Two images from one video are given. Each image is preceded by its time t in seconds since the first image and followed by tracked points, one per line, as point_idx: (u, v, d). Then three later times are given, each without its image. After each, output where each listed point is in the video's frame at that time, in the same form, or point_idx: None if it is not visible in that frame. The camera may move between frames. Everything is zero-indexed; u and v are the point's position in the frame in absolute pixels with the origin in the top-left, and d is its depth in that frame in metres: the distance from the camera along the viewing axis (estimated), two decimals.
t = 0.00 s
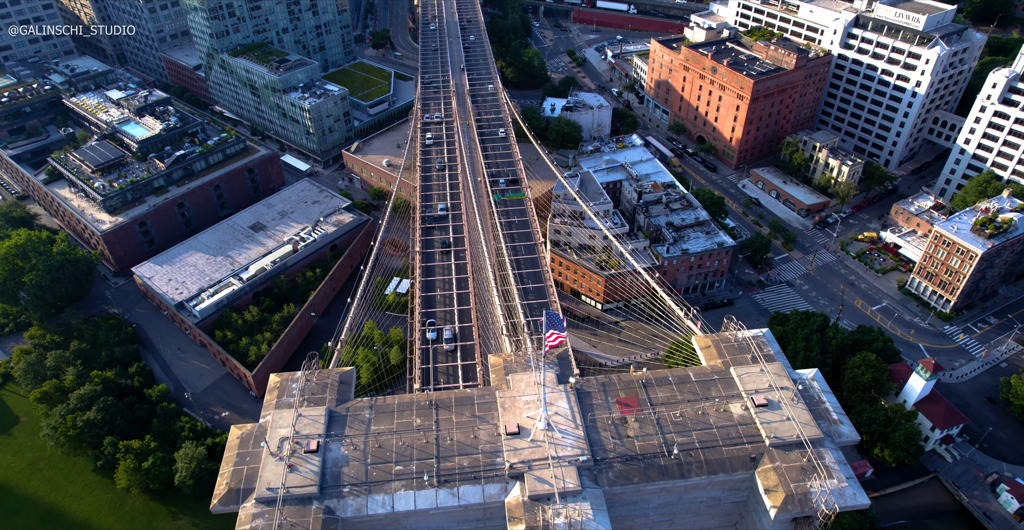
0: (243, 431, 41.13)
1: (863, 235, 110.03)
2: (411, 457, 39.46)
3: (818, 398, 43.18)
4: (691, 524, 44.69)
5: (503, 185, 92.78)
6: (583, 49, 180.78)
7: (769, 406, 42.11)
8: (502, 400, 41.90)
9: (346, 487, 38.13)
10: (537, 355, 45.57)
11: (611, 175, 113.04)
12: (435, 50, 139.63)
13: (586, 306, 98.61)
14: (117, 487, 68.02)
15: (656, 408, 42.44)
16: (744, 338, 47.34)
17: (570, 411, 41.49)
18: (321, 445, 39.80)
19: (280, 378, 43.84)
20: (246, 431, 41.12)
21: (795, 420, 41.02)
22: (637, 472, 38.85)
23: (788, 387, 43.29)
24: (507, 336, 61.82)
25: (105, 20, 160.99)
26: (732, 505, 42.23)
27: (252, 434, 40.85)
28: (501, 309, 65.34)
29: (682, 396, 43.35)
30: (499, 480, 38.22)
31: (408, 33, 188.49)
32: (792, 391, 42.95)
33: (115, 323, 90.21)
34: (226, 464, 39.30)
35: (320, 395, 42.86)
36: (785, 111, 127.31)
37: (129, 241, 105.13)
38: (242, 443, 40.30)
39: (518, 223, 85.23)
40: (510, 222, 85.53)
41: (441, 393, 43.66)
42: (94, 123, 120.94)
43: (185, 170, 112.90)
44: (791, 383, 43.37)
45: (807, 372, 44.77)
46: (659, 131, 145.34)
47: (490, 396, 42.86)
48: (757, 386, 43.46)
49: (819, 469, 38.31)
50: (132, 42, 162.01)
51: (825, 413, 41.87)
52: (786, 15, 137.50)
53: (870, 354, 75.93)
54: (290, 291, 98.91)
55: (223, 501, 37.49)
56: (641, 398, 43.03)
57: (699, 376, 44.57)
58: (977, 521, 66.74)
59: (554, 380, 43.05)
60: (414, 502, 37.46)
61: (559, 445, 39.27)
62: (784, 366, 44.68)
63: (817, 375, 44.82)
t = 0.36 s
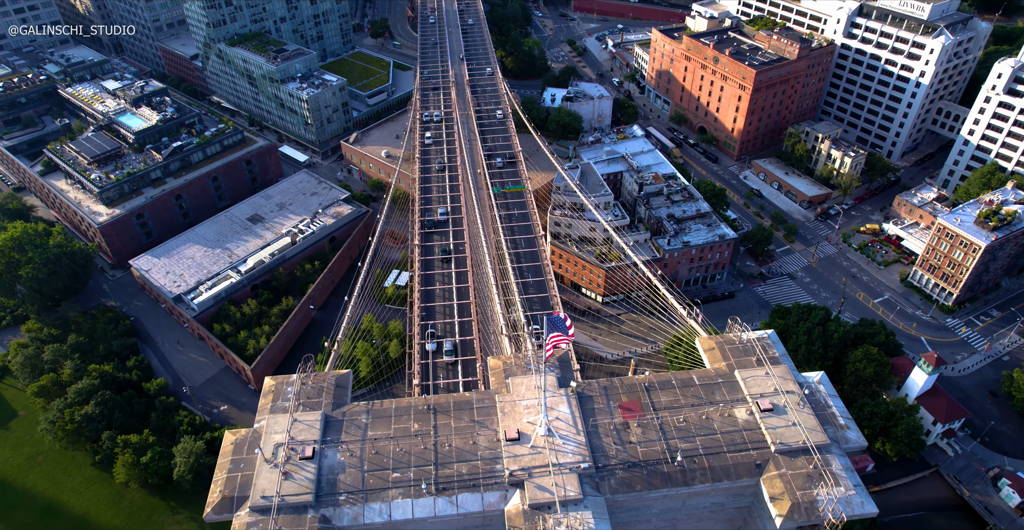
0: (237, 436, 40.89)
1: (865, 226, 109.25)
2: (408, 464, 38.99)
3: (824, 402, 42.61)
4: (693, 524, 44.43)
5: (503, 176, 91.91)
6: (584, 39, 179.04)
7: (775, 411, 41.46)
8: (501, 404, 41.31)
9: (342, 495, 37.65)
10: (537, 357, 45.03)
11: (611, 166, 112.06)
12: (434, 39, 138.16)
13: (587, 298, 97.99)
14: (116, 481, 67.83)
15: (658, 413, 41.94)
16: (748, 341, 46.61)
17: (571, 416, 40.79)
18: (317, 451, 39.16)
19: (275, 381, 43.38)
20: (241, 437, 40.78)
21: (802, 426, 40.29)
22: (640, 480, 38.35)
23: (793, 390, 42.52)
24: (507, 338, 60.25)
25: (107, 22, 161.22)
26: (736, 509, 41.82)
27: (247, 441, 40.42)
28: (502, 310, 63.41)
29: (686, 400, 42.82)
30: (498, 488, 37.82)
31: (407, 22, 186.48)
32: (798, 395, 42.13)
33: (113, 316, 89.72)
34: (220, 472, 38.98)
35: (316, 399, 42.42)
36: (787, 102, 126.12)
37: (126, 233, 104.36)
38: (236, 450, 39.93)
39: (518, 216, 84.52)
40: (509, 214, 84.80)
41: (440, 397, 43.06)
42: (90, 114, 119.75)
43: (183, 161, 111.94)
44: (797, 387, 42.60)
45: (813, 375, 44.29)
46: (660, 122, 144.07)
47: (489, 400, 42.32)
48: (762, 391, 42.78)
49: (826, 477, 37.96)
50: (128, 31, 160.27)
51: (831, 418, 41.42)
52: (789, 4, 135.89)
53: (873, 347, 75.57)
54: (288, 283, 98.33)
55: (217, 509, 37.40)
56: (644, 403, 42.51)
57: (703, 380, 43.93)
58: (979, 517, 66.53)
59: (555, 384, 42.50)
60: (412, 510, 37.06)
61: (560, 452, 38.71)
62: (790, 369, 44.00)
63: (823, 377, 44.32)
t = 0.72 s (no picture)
0: (231, 442, 40.20)
1: (867, 219, 108.50)
2: (406, 472, 38.59)
3: (831, 407, 42.29)
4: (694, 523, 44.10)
5: (503, 168, 91.03)
6: (584, 28, 177.25)
7: (780, 417, 41.18)
8: (501, 410, 40.87)
9: (338, 504, 37.25)
10: (538, 361, 44.42)
11: (612, 157, 111.10)
12: (433, 29, 136.51)
13: (587, 291, 97.39)
14: (114, 476, 67.56)
15: (661, 419, 41.44)
16: (753, 344, 46.09)
17: (572, 422, 40.50)
18: (313, 459, 38.92)
19: (270, 385, 42.91)
20: (234, 443, 40.16)
21: (807, 432, 39.98)
22: (642, 488, 37.86)
23: (799, 395, 42.22)
24: (506, 339, 58.83)
25: (103, 14, 159.99)
26: (740, 516, 41.36)
27: (241, 447, 39.88)
28: (501, 311, 61.90)
29: (689, 406, 42.32)
30: (498, 497, 37.35)
31: (406, 11, 184.59)
32: (804, 401, 41.82)
33: (111, 309, 89.25)
34: (212, 480, 38.36)
35: (313, 404, 41.96)
36: (789, 92, 124.90)
37: (124, 225, 103.58)
38: (229, 457, 39.43)
39: (518, 209, 83.77)
40: (510, 207, 84.05)
41: (437, 402, 42.62)
42: (86, 104, 118.53)
43: (180, 152, 110.98)
44: (803, 392, 42.22)
45: (819, 379, 43.99)
46: (661, 112, 142.80)
47: (489, 406, 41.71)
48: (768, 395, 42.40)
49: (832, 486, 37.67)
50: (124, 20, 158.50)
51: (838, 424, 41.10)
52: None
53: (874, 340, 75.27)
54: (287, 276, 97.82)
55: (210, 519, 36.52)
56: (646, 408, 41.96)
57: (707, 385, 43.51)
58: (981, 511, 66.26)
59: (557, 388, 42.00)
60: (409, 519, 36.67)
61: (561, 459, 38.34)
62: (795, 372, 43.63)
63: (829, 381, 44.00)
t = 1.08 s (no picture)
0: (225, 449, 39.54)
1: (869, 210, 107.77)
2: (403, 481, 37.78)
3: (837, 413, 41.11)
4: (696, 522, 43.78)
5: (502, 161, 90.14)
6: (585, 17, 175.42)
7: (785, 423, 40.26)
8: (500, 417, 40.06)
9: (333, 513, 36.36)
10: (540, 367, 43.90)
11: (613, 149, 110.09)
12: (432, 19, 134.89)
13: (587, 284, 97.05)
14: (113, 471, 67.28)
15: (664, 426, 40.72)
16: (758, 348, 45.50)
17: (573, 429, 39.61)
18: (308, 467, 38.01)
19: (264, 390, 42.17)
20: (228, 450, 39.48)
21: (813, 440, 39.02)
22: (646, 497, 37.13)
23: (805, 401, 41.25)
24: (506, 342, 57.04)
25: (99, 3, 158.19)
26: (744, 523, 40.60)
27: (234, 455, 39.15)
28: (501, 325, 59.03)
29: (693, 412, 41.53)
30: (497, 506, 36.55)
31: None
32: (811, 407, 40.78)
33: (108, 302, 88.74)
34: (206, 488, 37.61)
35: (307, 409, 41.21)
36: (792, 83, 123.66)
37: (120, 218, 102.78)
38: (223, 465, 38.70)
39: (518, 202, 82.98)
40: (509, 200, 83.30)
41: (435, 408, 41.90)
42: (81, 95, 117.30)
43: (177, 144, 109.90)
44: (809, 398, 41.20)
45: (825, 384, 42.79)
46: (662, 102, 141.54)
47: (488, 411, 41.01)
48: (773, 401, 41.57)
49: (839, 495, 36.67)
50: (119, 9, 156.72)
51: (845, 430, 39.95)
52: None
53: (876, 334, 74.93)
54: (285, 269, 97.28)
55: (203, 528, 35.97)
56: (649, 414, 41.29)
57: (711, 390, 42.72)
58: (981, 506, 66.13)
59: (558, 394, 41.28)
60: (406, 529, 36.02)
61: (562, 468, 37.40)
62: (801, 377, 42.75)
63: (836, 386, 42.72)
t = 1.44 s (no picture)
0: (219, 458, 38.73)
1: (872, 203, 107.02)
2: (401, 493, 37.06)
3: (844, 420, 40.29)
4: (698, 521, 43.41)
5: (502, 153, 89.20)
6: (586, 6, 173.64)
7: (791, 431, 39.36)
8: (499, 424, 39.20)
9: (330, 525, 35.77)
10: (540, 369, 42.87)
11: (613, 140, 109.13)
12: (431, 9, 133.35)
13: (587, 277, 96.35)
14: (111, 466, 67.04)
15: (667, 434, 39.85)
16: (762, 352, 44.08)
17: (574, 437, 38.77)
18: (303, 477, 37.26)
19: (258, 397, 41.52)
20: (222, 458, 38.71)
21: (820, 449, 38.16)
22: (648, 509, 36.48)
23: (812, 408, 40.33)
24: (506, 345, 55.42)
25: None
26: None
27: (228, 464, 38.37)
28: (500, 322, 58.34)
29: (697, 419, 40.78)
30: (497, 518, 35.82)
31: None
32: (817, 414, 39.89)
33: (106, 296, 88.16)
34: (199, 499, 36.85)
35: (303, 416, 40.51)
36: (794, 73, 122.43)
37: (117, 210, 101.99)
38: (216, 474, 37.95)
39: (518, 195, 82.17)
40: (509, 193, 82.53)
41: (433, 415, 41.07)
42: (77, 86, 116.11)
43: (174, 135, 108.88)
44: (816, 404, 40.34)
45: (832, 390, 42.01)
46: (663, 93, 140.28)
47: (487, 418, 40.19)
48: (778, 408, 40.64)
49: (846, 506, 35.88)
50: None
51: (852, 439, 39.11)
52: None
53: (878, 329, 74.53)
54: (283, 262, 96.70)
55: None
56: (651, 422, 40.46)
57: (715, 396, 41.83)
58: (982, 501, 65.92)
59: (559, 400, 40.41)
60: None
61: (563, 478, 36.66)
62: (807, 383, 41.78)
63: (843, 393, 41.93)
